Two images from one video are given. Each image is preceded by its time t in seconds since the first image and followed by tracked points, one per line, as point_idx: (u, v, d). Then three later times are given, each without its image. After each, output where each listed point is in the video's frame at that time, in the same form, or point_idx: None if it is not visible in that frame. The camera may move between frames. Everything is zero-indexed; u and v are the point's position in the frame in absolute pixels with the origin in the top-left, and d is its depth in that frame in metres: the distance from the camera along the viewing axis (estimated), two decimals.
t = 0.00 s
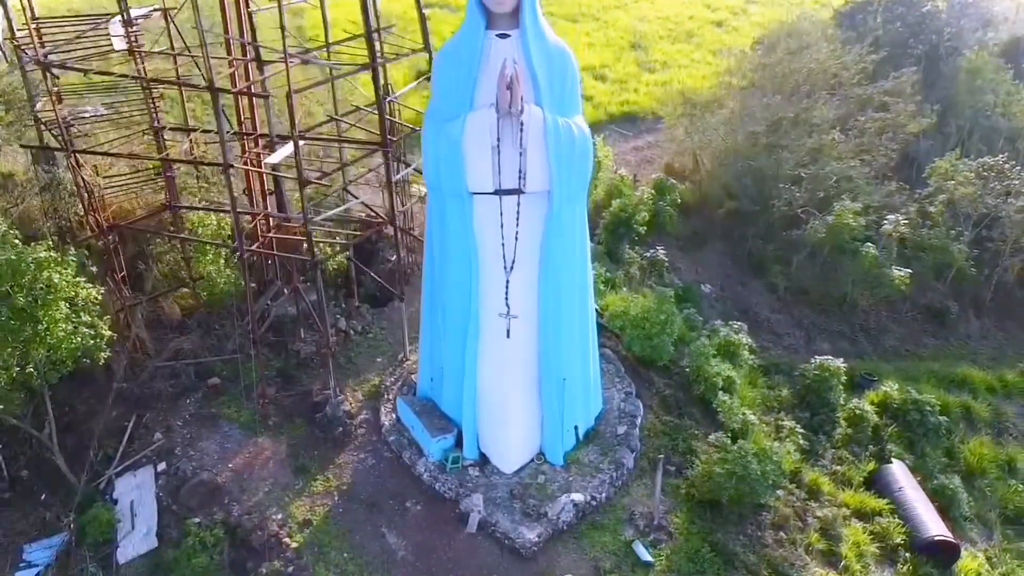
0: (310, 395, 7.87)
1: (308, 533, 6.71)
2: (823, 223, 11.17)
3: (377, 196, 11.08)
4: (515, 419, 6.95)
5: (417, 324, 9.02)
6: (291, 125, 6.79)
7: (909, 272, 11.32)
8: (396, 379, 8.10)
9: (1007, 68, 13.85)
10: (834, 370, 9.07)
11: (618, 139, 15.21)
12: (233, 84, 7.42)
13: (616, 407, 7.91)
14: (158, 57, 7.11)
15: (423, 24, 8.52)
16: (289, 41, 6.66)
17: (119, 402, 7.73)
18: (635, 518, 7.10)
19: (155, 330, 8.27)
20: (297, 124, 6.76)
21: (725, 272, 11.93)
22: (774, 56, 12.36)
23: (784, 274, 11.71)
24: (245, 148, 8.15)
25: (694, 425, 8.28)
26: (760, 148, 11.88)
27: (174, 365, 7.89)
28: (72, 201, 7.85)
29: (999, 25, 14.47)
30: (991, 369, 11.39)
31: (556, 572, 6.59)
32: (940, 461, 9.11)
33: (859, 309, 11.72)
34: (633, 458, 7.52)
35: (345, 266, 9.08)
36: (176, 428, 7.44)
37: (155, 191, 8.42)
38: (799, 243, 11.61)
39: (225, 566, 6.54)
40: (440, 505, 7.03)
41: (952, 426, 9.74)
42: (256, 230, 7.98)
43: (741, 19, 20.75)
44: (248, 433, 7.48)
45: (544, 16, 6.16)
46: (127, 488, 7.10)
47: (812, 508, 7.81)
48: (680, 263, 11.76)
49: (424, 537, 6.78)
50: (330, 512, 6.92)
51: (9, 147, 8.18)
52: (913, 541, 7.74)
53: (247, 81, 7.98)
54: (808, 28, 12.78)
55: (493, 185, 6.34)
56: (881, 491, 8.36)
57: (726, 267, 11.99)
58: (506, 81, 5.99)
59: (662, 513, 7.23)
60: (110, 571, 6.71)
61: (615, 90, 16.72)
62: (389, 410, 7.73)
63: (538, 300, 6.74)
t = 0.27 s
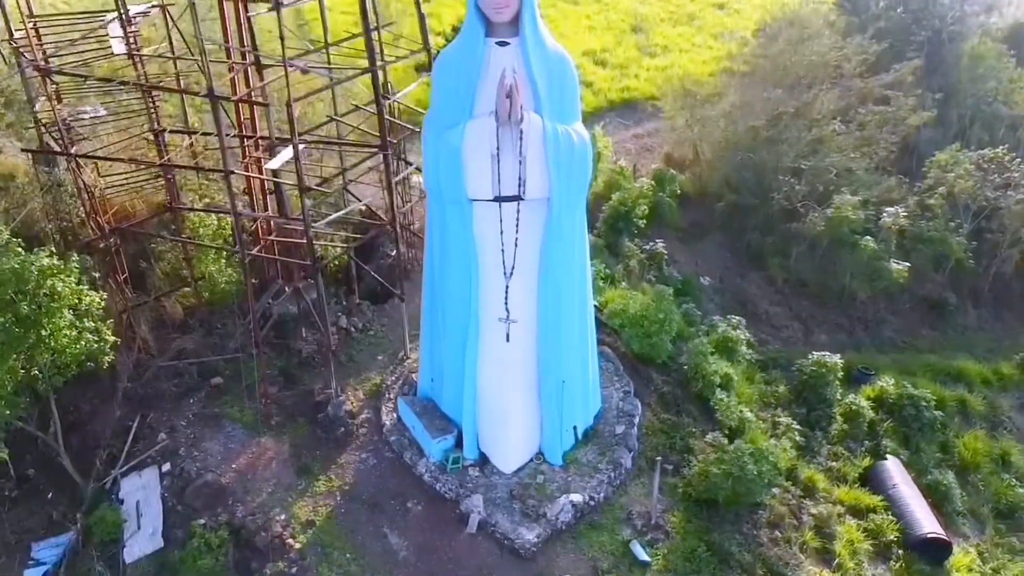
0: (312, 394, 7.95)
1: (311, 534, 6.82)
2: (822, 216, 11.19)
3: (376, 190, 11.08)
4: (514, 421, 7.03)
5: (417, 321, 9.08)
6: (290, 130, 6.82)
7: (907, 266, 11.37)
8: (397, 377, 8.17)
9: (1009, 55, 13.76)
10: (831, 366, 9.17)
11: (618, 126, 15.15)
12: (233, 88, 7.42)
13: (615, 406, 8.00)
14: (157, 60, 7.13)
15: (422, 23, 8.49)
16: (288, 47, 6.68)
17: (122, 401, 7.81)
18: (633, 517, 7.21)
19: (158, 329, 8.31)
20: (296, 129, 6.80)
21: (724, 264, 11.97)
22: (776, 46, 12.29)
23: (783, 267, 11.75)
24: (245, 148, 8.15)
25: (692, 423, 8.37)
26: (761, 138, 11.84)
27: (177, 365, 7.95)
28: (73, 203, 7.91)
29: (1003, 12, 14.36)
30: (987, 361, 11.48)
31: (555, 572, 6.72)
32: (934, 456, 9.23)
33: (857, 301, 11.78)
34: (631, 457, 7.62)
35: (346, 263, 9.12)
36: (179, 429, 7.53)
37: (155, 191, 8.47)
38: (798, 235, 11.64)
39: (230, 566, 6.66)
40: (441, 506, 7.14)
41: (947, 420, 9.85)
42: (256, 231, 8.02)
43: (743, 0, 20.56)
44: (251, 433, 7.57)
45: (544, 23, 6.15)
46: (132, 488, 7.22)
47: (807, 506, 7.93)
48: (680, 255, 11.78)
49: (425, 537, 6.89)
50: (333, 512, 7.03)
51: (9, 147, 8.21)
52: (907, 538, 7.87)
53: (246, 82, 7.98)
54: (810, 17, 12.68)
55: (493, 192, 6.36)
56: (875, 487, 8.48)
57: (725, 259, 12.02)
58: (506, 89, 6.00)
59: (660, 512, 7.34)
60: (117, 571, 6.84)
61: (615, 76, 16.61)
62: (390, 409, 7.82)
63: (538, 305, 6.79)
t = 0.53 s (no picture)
0: (315, 393, 8.06)
1: (316, 533, 6.97)
2: (822, 208, 11.22)
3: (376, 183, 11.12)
4: (515, 421, 7.14)
5: (419, 317, 9.16)
6: (292, 137, 6.87)
7: (906, 257, 11.43)
8: (399, 375, 8.28)
9: (1014, 40, 13.66)
10: (828, 361, 9.30)
11: (619, 112, 15.10)
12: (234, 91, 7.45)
13: (614, 404, 8.11)
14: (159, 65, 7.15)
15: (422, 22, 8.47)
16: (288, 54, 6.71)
17: (129, 400, 7.93)
18: (631, 516, 7.36)
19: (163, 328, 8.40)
20: (298, 136, 6.84)
21: (724, 254, 12.02)
22: (778, 34, 12.20)
23: (782, 258, 11.79)
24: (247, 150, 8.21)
25: (691, 420, 8.49)
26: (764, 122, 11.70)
27: (182, 364, 8.07)
28: (77, 204, 7.98)
29: None
30: (984, 351, 11.59)
31: (555, 571, 6.88)
32: (928, 450, 9.36)
33: (857, 291, 11.84)
34: (630, 456, 7.75)
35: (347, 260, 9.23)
36: (186, 428, 7.66)
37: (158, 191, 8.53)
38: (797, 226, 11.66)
39: (237, 565, 6.82)
40: (443, 504, 7.29)
41: (942, 413, 9.98)
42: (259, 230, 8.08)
43: None
44: (256, 432, 7.70)
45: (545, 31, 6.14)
46: (140, 487, 7.36)
47: (803, 502, 8.08)
48: (680, 246, 11.83)
49: (428, 536, 7.05)
50: (337, 511, 7.17)
51: (12, 148, 8.24)
52: (900, 534, 8.02)
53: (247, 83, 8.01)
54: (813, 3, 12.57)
55: (493, 199, 6.40)
56: (870, 483, 8.63)
57: (725, 249, 12.06)
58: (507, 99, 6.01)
59: (657, 510, 7.48)
60: (127, 568, 7.01)
61: (617, 59, 16.50)
62: (393, 407, 7.94)
63: (538, 309, 6.86)
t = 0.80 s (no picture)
0: (318, 392, 8.19)
1: (320, 533, 7.14)
2: (821, 200, 11.27)
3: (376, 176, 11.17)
4: (515, 423, 7.25)
5: (419, 313, 9.27)
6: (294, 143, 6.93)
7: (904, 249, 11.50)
8: (400, 374, 8.40)
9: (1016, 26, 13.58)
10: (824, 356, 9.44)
11: (619, 97, 15.04)
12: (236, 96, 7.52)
13: (612, 403, 8.24)
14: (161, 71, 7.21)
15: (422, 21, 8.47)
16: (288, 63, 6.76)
17: (135, 399, 8.07)
18: (628, 514, 7.52)
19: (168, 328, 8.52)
20: (300, 143, 6.91)
21: (722, 245, 12.09)
22: (779, 22, 12.13)
23: (781, 248, 11.85)
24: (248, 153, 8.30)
25: (688, 417, 8.63)
26: (764, 115, 11.72)
27: (187, 363, 8.19)
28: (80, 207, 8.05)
29: None
30: (978, 341, 11.72)
31: (553, 569, 7.06)
32: (921, 443, 9.52)
33: (854, 282, 11.93)
34: (627, 454, 7.90)
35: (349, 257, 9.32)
36: (191, 427, 7.80)
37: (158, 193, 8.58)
38: (794, 218, 11.69)
39: (244, 564, 7.00)
40: (444, 504, 7.45)
41: (936, 405, 10.13)
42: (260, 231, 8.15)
43: None
44: (260, 431, 7.85)
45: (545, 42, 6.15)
46: (148, 486, 7.52)
47: (796, 498, 8.25)
48: (679, 236, 11.89)
49: (430, 535, 7.22)
50: (341, 510, 7.34)
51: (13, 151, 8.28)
52: (890, 529, 8.21)
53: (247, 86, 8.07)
54: None
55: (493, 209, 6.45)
56: (863, 477, 8.80)
57: (724, 239, 12.11)
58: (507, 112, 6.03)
59: (654, 507, 7.65)
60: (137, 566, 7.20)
61: (618, 42, 16.39)
62: (394, 406, 8.07)
63: (538, 315, 6.94)
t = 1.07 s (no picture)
0: (322, 390, 8.35)
1: (326, 530, 7.35)
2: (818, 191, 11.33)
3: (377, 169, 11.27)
4: (515, 423, 7.42)
5: (420, 309, 9.39)
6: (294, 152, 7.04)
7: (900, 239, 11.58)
8: (402, 371, 8.55)
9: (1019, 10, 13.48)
10: (819, 351, 9.60)
11: (620, 80, 14.99)
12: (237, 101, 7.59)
13: (610, 400, 8.41)
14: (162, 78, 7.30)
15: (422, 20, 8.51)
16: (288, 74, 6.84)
17: (142, 397, 8.23)
18: (625, 510, 7.72)
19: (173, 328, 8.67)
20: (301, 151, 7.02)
21: (720, 234, 12.17)
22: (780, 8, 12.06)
23: (779, 237, 11.93)
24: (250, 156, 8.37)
25: (684, 412, 8.80)
26: (763, 105, 11.72)
27: (193, 362, 8.34)
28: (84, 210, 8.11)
29: None
30: (972, 330, 11.87)
31: (552, 566, 7.29)
32: (912, 435, 9.72)
33: (851, 271, 12.03)
34: (624, 451, 8.09)
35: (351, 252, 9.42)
36: (198, 426, 7.99)
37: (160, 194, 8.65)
38: (793, 208, 11.64)
39: (252, 561, 7.22)
40: (446, 501, 7.65)
41: (928, 396, 10.31)
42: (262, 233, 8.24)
43: None
44: (265, 430, 8.03)
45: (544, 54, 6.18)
46: (157, 484, 7.70)
47: (788, 492, 8.47)
48: (677, 226, 11.96)
49: (432, 532, 7.43)
50: (346, 508, 7.54)
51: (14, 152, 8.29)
52: (880, 522, 8.43)
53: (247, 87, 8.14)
54: None
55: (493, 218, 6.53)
56: (854, 470, 9.00)
57: (722, 228, 12.18)
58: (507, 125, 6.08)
59: (650, 503, 7.86)
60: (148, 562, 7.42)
61: (618, 22, 16.26)
62: (397, 403, 8.24)
63: (537, 320, 7.05)
